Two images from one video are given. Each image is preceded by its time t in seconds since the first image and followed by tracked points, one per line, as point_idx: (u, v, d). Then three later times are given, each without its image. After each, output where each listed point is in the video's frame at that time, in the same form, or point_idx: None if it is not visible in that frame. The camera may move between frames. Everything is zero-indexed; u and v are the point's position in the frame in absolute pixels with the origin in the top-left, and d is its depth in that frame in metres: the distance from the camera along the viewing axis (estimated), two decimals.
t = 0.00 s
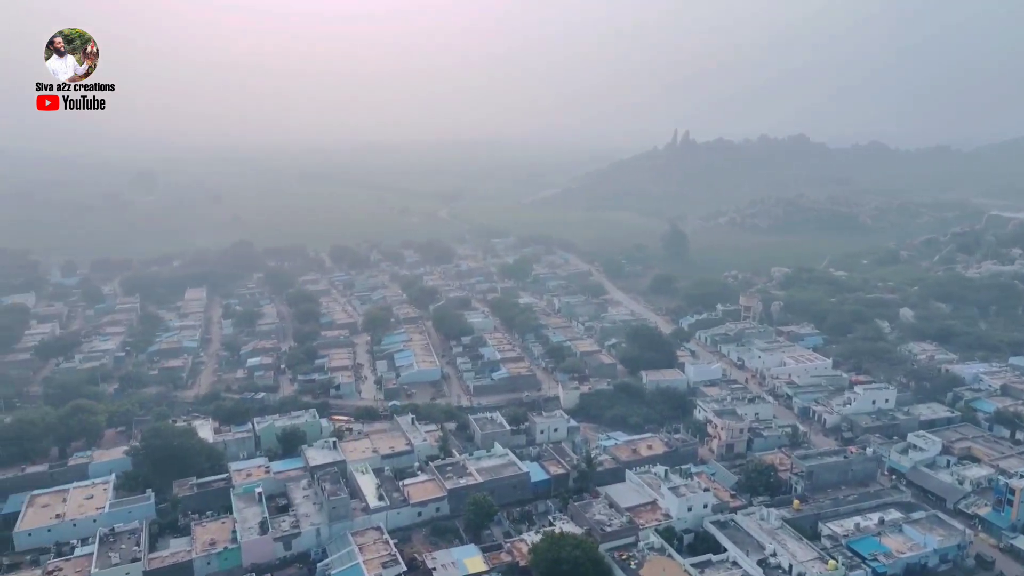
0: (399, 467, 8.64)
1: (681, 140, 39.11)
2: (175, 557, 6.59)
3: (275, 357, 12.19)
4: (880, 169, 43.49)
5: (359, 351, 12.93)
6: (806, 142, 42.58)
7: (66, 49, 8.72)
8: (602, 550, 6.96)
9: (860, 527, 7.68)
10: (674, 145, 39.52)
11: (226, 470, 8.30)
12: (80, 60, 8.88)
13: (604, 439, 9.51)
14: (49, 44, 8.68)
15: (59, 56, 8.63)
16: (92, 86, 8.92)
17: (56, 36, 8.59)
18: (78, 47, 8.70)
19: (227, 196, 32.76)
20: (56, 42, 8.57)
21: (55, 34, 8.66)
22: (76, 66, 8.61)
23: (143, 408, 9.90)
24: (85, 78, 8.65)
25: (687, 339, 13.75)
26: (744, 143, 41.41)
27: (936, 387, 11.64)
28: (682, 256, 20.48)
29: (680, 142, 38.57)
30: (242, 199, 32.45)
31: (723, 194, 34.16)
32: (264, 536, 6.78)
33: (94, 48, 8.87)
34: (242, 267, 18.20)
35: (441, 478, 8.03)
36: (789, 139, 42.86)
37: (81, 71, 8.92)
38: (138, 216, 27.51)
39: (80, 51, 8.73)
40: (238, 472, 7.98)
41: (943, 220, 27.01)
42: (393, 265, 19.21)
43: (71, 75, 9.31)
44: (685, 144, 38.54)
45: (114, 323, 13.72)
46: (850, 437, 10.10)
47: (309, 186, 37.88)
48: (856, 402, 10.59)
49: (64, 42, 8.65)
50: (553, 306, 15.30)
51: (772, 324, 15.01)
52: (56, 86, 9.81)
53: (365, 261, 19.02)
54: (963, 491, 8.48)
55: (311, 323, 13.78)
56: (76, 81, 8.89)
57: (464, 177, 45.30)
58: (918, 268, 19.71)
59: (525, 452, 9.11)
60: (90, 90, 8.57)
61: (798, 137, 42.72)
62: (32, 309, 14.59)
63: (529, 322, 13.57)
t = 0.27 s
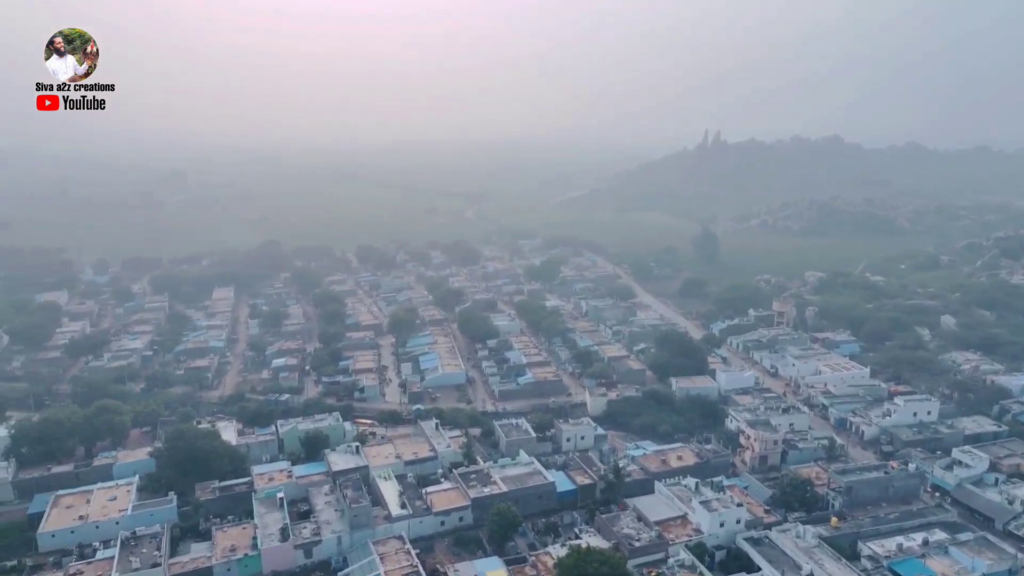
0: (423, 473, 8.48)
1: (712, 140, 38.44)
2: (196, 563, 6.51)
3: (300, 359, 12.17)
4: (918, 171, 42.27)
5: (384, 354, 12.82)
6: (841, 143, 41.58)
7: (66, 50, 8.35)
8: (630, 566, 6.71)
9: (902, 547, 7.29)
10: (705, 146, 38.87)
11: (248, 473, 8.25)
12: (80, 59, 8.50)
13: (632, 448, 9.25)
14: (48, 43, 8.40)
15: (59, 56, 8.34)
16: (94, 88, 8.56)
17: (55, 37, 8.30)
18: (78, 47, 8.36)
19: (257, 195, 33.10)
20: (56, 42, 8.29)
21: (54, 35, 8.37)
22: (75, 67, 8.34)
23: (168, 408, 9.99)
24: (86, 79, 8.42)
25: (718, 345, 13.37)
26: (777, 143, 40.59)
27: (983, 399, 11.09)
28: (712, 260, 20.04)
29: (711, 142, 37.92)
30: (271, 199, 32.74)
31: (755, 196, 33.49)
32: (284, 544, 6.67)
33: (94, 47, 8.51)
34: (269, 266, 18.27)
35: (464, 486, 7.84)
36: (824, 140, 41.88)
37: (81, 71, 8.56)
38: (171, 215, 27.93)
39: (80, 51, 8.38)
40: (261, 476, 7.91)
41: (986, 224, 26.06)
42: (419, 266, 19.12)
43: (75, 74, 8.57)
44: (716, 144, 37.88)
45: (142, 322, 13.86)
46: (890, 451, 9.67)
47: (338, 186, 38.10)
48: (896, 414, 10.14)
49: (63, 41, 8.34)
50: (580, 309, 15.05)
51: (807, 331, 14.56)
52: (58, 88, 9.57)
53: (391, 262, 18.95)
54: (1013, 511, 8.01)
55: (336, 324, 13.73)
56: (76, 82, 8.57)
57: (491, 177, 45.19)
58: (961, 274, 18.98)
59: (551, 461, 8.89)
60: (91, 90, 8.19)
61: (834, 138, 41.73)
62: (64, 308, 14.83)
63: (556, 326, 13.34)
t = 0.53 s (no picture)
0: (446, 480, 8.31)
1: (743, 141, 37.75)
2: (215, 570, 6.42)
3: (325, 360, 12.14)
4: (959, 173, 40.99)
5: (409, 356, 12.72)
6: (878, 144, 40.51)
7: (66, 50, 8.36)
8: None
9: (948, 570, 6.89)
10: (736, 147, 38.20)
11: (271, 477, 8.18)
12: (80, 60, 8.52)
13: (661, 459, 8.97)
14: (49, 44, 8.42)
15: (59, 56, 8.36)
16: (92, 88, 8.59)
17: (56, 37, 8.35)
18: (78, 47, 8.37)
19: (286, 195, 33.41)
20: (56, 42, 8.33)
21: (56, 35, 8.42)
22: (74, 66, 8.35)
23: (194, 408, 10.05)
24: (85, 78, 8.44)
25: (750, 352, 12.95)
26: (811, 144, 39.71)
27: None
28: (744, 263, 19.59)
29: (743, 143, 37.23)
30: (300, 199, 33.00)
31: (788, 197, 32.77)
32: (305, 552, 6.54)
33: (95, 47, 8.53)
34: (297, 267, 18.33)
35: (488, 495, 7.65)
36: (860, 140, 40.85)
37: (82, 71, 8.59)
38: (202, 214, 28.35)
39: (80, 50, 8.40)
40: (283, 480, 7.82)
41: None
42: (445, 267, 19.02)
43: (76, 75, 8.66)
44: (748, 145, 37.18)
45: (171, 322, 14.01)
46: (933, 467, 9.21)
47: (366, 186, 38.28)
48: (940, 427, 9.66)
49: (63, 41, 8.36)
50: (608, 313, 14.78)
51: (843, 338, 14.07)
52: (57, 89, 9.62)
53: (417, 263, 18.88)
54: None
55: (361, 325, 13.67)
56: (76, 82, 8.60)
57: (519, 177, 45.03)
58: (1006, 280, 18.24)
59: (578, 470, 8.66)
60: (90, 89, 8.22)
61: (870, 139, 40.68)
62: (97, 306, 15.09)
63: (583, 330, 13.09)
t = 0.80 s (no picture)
0: (470, 488, 8.14)
1: (776, 141, 37.01)
2: None
3: (349, 362, 12.09)
4: (1002, 174, 39.68)
5: (433, 359, 12.57)
6: (916, 145, 39.41)
7: (66, 50, 8.25)
8: None
9: None
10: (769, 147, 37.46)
11: (293, 481, 8.11)
12: (80, 60, 8.41)
13: (691, 470, 8.68)
14: (49, 43, 8.32)
15: (59, 56, 8.27)
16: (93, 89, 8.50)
17: (56, 37, 8.26)
18: (78, 47, 8.27)
19: (315, 194, 33.68)
20: (56, 42, 8.24)
21: (55, 35, 8.32)
22: (74, 67, 8.26)
23: (219, 409, 10.10)
24: (85, 79, 8.34)
25: (783, 359, 12.51)
26: (846, 145, 38.79)
27: None
28: (776, 267, 19.12)
29: (775, 144, 36.49)
30: (328, 198, 33.19)
31: (822, 199, 31.98)
32: (325, 560, 6.41)
33: (95, 47, 8.44)
34: (323, 267, 18.35)
35: (513, 505, 7.45)
36: (897, 141, 39.79)
37: (82, 71, 8.49)
38: (232, 213, 28.68)
39: (80, 50, 8.30)
40: (305, 486, 7.72)
41: None
42: (471, 268, 18.87)
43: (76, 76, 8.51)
44: (781, 146, 36.43)
45: (198, 322, 14.14)
46: (980, 484, 8.74)
47: (394, 185, 38.40)
48: (987, 443, 9.19)
49: (63, 41, 8.26)
50: (636, 317, 14.49)
51: (881, 345, 13.58)
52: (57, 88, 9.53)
53: (444, 263, 18.77)
54: None
55: (386, 327, 13.59)
56: (76, 82, 8.50)
57: (547, 177, 44.80)
58: None
59: (605, 480, 8.42)
60: (90, 90, 8.16)
61: (908, 139, 39.59)
62: (127, 305, 15.31)
63: (611, 334, 12.82)
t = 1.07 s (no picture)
0: (492, 496, 7.97)
1: (807, 142, 36.28)
2: None
3: (372, 364, 12.02)
4: None
5: (457, 361, 12.43)
6: (954, 146, 38.35)
7: (65, 50, 8.26)
8: None
9: None
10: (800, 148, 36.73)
11: (314, 485, 8.05)
12: (80, 60, 8.41)
13: (720, 481, 8.39)
14: (49, 43, 8.32)
15: (60, 56, 8.28)
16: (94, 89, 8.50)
17: (56, 37, 8.27)
18: (78, 47, 8.28)
19: (341, 194, 33.87)
20: (56, 42, 8.25)
21: (55, 35, 8.33)
22: (73, 67, 8.27)
23: (242, 411, 10.15)
24: (85, 79, 8.35)
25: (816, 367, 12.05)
26: (879, 146, 37.89)
27: None
28: (807, 271, 18.65)
29: (806, 145, 35.78)
30: (354, 198, 33.34)
31: (855, 201, 31.22)
32: (344, 569, 6.28)
33: (95, 47, 8.44)
34: (348, 267, 18.36)
35: (536, 515, 7.25)
36: (934, 142, 38.76)
37: (82, 71, 8.49)
38: (259, 212, 28.95)
39: (80, 50, 8.30)
40: (326, 490, 7.62)
41: None
42: (495, 269, 18.71)
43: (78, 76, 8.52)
44: (812, 147, 35.71)
45: (223, 323, 14.24)
46: None
47: (419, 185, 38.46)
48: None
49: (63, 41, 8.26)
50: (663, 321, 14.20)
51: (919, 353, 13.10)
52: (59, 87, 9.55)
53: (468, 265, 18.65)
54: None
55: (410, 329, 13.49)
56: (76, 82, 8.51)
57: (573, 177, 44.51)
58: None
59: (630, 490, 8.19)
60: (90, 90, 8.19)
61: (945, 140, 38.53)
62: (154, 305, 15.49)
63: (638, 338, 12.56)
